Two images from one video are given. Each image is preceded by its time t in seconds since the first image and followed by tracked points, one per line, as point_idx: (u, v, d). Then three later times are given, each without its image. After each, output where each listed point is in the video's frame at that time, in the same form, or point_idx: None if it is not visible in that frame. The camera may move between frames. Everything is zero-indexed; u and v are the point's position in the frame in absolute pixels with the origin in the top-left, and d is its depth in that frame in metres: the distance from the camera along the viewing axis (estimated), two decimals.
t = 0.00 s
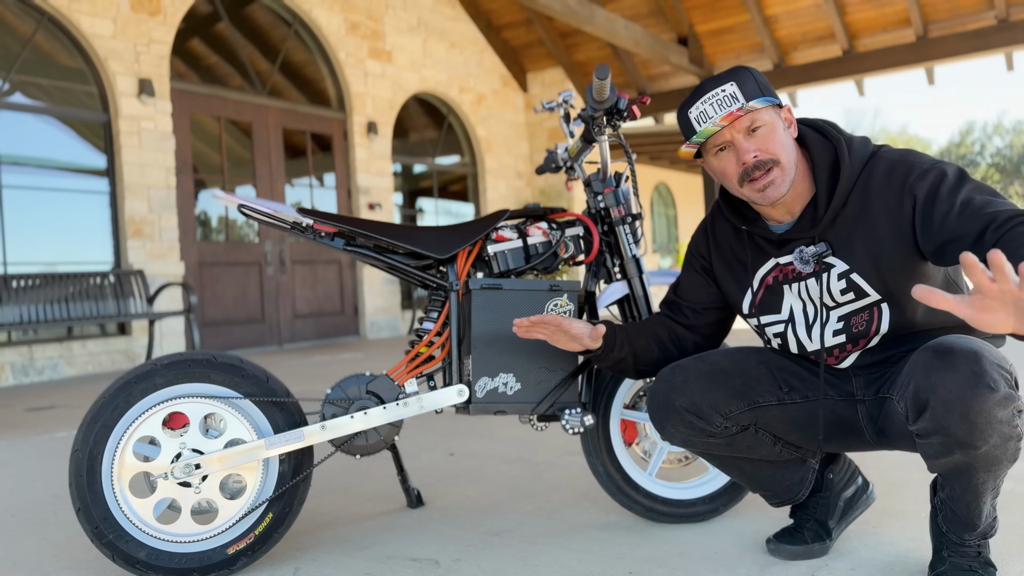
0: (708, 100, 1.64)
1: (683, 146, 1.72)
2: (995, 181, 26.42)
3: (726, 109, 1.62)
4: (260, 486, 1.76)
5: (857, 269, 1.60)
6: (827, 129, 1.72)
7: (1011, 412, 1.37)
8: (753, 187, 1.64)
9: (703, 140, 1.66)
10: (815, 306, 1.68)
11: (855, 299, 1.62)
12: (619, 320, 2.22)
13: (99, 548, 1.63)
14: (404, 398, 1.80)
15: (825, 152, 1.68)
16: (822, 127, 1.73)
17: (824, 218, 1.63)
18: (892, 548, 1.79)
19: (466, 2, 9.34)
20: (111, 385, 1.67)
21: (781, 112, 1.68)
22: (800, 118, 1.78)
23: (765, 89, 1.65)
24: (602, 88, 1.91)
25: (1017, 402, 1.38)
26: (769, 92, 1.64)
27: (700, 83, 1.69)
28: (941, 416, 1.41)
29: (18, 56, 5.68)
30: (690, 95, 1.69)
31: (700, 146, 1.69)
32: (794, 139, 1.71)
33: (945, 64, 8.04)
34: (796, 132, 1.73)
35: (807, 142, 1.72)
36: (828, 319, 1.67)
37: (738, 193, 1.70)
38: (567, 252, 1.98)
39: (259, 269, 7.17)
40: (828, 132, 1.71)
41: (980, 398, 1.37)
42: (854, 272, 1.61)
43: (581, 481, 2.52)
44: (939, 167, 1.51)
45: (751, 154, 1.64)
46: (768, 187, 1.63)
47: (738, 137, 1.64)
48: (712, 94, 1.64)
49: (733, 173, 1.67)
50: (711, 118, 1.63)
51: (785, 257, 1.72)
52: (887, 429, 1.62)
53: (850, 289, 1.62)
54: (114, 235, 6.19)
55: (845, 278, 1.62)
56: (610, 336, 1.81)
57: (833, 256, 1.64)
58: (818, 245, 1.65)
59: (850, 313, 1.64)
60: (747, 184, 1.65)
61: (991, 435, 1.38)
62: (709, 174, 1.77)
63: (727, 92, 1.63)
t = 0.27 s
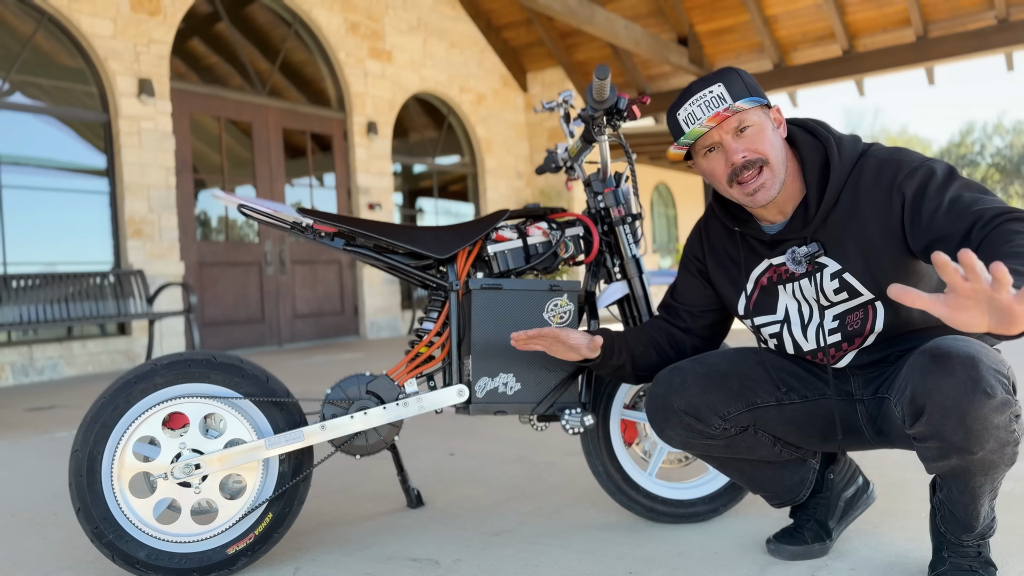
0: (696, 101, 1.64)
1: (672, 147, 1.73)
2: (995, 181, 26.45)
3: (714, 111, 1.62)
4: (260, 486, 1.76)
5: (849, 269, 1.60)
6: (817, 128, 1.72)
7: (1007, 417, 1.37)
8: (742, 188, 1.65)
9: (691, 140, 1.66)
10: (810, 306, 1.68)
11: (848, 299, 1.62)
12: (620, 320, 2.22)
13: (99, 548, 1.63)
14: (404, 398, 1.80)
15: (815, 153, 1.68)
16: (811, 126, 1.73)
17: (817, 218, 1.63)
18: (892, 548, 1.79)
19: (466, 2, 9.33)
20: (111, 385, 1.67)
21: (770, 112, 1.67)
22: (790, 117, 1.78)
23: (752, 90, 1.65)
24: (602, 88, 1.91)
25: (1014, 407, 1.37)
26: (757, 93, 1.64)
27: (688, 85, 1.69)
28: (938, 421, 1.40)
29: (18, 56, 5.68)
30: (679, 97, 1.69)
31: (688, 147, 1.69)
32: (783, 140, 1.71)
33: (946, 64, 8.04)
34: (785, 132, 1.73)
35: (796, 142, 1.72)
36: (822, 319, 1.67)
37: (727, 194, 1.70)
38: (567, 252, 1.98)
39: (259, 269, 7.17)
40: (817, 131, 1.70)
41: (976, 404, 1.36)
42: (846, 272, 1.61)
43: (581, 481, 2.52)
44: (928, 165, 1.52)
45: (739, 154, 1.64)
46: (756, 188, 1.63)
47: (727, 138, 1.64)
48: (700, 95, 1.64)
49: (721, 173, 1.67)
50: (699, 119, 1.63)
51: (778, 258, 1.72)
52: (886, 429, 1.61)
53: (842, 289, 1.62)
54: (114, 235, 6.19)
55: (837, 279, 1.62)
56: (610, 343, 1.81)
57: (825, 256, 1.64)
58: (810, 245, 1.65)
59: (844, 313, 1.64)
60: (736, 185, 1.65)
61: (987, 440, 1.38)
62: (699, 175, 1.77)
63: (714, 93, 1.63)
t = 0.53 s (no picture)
0: (687, 98, 1.63)
1: (664, 145, 1.72)
2: (996, 181, 26.54)
3: (704, 107, 1.61)
4: (260, 486, 1.76)
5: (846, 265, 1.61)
6: (811, 125, 1.72)
7: (1011, 418, 1.38)
8: (737, 185, 1.65)
9: (682, 137, 1.66)
10: (807, 302, 1.68)
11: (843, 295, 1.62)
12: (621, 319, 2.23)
13: (99, 548, 1.63)
14: (404, 398, 1.80)
15: (810, 151, 1.69)
16: (805, 123, 1.73)
17: (812, 214, 1.64)
18: (892, 548, 1.79)
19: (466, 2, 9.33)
20: (111, 385, 1.67)
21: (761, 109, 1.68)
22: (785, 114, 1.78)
23: (743, 85, 1.65)
24: (602, 88, 1.91)
25: (1018, 408, 1.38)
26: (748, 88, 1.64)
27: (680, 82, 1.69)
28: (941, 420, 1.41)
29: (18, 56, 5.68)
30: (671, 95, 1.68)
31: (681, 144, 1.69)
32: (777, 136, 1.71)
33: (946, 64, 8.04)
34: (780, 128, 1.73)
35: (791, 139, 1.72)
36: (819, 316, 1.67)
37: (722, 191, 1.71)
38: (567, 252, 1.98)
39: (259, 269, 7.17)
40: (812, 128, 1.71)
41: (981, 404, 1.37)
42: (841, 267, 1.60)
43: (581, 481, 2.52)
44: (913, 169, 1.51)
45: (731, 150, 1.64)
46: (751, 184, 1.64)
47: (718, 135, 1.64)
48: (691, 92, 1.63)
49: (715, 170, 1.67)
50: (690, 117, 1.63)
51: (773, 256, 1.75)
52: (888, 427, 1.61)
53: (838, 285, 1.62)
54: (114, 235, 6.19)
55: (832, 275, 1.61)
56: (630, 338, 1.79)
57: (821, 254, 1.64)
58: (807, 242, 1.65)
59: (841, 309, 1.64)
60: (730, 181, 1.66)
61: (991, 440, 1.38)
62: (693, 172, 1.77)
63: (705, 90, 1.62)
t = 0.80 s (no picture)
0: (687, 102, 1.63)
1: (665, 150, 1.72)
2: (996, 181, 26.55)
3: (705, 111, 1.61)
4: (260, 486, 1.76)
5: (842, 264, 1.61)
6: (811, 125, 1.71)
7: (1020, 412, 1.39)
8: (737, 189, 1.65)
9: (684, 142, 1.66)
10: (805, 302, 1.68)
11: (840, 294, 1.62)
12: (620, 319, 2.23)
13: (99, 548, 1.63)
14: (404, 398, 1.80)
15: (809, 151, 1.68)
16: (805, 124, 1.72)
17: (810, 216, 1.65)
18: (892, 548, 1.79)
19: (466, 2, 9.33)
20: (111, 385, 1.67)
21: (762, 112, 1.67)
22: (785, 114, 1.78)
23: (744, 88, 1.64)
24: (602, 88, 1.91)
25: None
26: (749, 92, 1.64)
27: (680, 85, 1.68)
28: (951, 412, 1.41)
29: (18, 56, 5.68)
30: (670, 98, 1.69)
31: (681, 149, 1.69)
32: (777, 137, 1.71)
33: (945, 64, 8.04)
34: (780, 130, 1.73)
35: (791, 140, 1.72)
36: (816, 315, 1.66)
37: (721, 194, 1.71)
38: (567, 252, 1.98)
39: (259, 269, 7.17)
40: (812, 128, 1.70)
41: (993, 397, 1.38)
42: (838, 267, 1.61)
43: (581, 481, 2.52)
44: (897, 181, 1.50)
45: (732, 154, 1.64)
46: (751, 187, 1.64)
47: (719, 139, 1.64)
48: (692, 96, 1.63)
49: (715, 175, 1.68)
50: (691, 121, 1.63)
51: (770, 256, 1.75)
52: (890, 424, 1.62)
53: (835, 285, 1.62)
54: (114, 235, 6.19)
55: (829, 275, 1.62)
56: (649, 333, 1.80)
57: (816, 255, 1.65)
58: (803, 244, 1.67)
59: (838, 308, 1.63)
60: (731, 185, 1.66)
61: (1000, 434, 1.39)
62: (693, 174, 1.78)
63: (706, 94, 1.62)
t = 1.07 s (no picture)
0: (693, 101, 1.63)
1: (668, 149, 1.72)
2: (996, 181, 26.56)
3: (711, 110, 1.61)
4: (260, 486, 1.76)
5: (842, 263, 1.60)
6: (812, 125, 1.71)
7: None
8: (740, 188, 1.65)
9: (688, 140, 1.66)
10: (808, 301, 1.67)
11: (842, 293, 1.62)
12: (620, 319, 2.23)
13: (99, 548, 1.63)
14: (404, 398, 1.80)
15: (811, 151, 1.68)
16: (807, 124, 1.72)
17: (810, 216, 1.65)
18: (892, 548, 1.79)
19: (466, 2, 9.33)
20: (111, 385, 1.67)
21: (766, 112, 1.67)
22: (787, 114, 1.77)
23: (749, 89, 1.64)
24: (602, 88, 1.91)
25: None
26: (754, 92, 1.63)
27: (684, 84, 1.68)
28: (961, 409, 1.41)
29: (18, 56, 5.68)
30: (675, 97, 1.68)
31: (685, 148, 1.69)
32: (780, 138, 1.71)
33: (945, 64, 8.04)
34: (782, 130, 1.72)
35: (793, 140, 1.72)
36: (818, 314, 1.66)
37: (724, 193, 1.71)
38: (567, 252, 1.98)
39: (259, 269, 7.17)
40: (813, 128, 1.70)
41: (1002, 393, 1.38)
42: (840, 266, 1.61)
43: (580, 481, 2.52)
44: (898, 180, 1.50)
45: (737, 154, 1.64)
46: (754, 186, 1.64)
47: (724, 139, 1.64)
48: (697, 95, 1.63)
49: (719, 174, 1.67)
50: (696, 119, 1.63)
51: (770, 255, 1.74)
52: (891, 423, 1.62)
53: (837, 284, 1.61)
54: (114, 235, 6.19)
55: (831, 273, 1.62)
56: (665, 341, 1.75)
57: (818, 253, 1.65)
58: (804, 242, 1.66)
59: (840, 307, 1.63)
60: (734, 184, 1.66)
61: (1009, 431, 1.39)
62: (694, 174, 1.78)
63: (711, 93, 1.62)
